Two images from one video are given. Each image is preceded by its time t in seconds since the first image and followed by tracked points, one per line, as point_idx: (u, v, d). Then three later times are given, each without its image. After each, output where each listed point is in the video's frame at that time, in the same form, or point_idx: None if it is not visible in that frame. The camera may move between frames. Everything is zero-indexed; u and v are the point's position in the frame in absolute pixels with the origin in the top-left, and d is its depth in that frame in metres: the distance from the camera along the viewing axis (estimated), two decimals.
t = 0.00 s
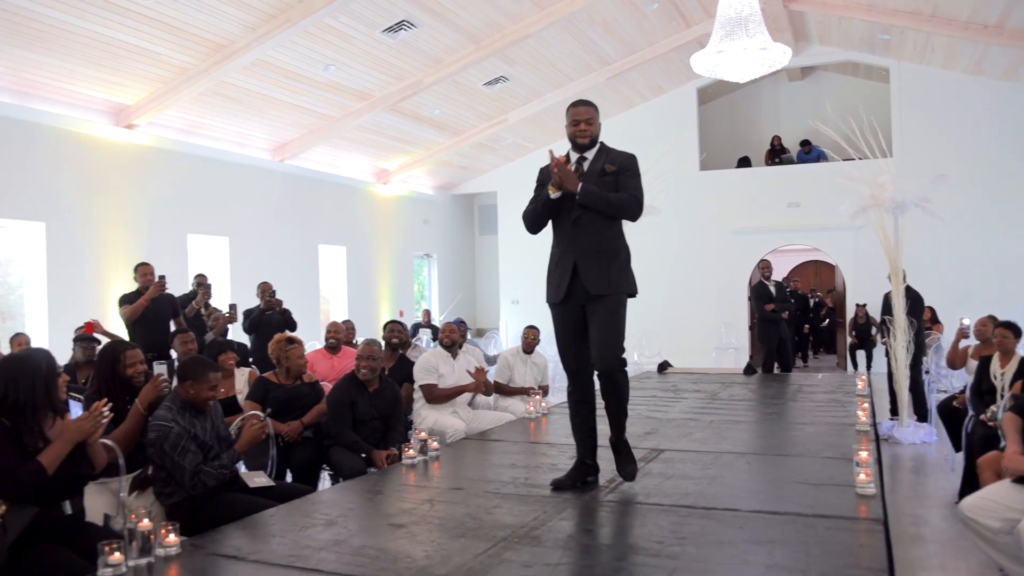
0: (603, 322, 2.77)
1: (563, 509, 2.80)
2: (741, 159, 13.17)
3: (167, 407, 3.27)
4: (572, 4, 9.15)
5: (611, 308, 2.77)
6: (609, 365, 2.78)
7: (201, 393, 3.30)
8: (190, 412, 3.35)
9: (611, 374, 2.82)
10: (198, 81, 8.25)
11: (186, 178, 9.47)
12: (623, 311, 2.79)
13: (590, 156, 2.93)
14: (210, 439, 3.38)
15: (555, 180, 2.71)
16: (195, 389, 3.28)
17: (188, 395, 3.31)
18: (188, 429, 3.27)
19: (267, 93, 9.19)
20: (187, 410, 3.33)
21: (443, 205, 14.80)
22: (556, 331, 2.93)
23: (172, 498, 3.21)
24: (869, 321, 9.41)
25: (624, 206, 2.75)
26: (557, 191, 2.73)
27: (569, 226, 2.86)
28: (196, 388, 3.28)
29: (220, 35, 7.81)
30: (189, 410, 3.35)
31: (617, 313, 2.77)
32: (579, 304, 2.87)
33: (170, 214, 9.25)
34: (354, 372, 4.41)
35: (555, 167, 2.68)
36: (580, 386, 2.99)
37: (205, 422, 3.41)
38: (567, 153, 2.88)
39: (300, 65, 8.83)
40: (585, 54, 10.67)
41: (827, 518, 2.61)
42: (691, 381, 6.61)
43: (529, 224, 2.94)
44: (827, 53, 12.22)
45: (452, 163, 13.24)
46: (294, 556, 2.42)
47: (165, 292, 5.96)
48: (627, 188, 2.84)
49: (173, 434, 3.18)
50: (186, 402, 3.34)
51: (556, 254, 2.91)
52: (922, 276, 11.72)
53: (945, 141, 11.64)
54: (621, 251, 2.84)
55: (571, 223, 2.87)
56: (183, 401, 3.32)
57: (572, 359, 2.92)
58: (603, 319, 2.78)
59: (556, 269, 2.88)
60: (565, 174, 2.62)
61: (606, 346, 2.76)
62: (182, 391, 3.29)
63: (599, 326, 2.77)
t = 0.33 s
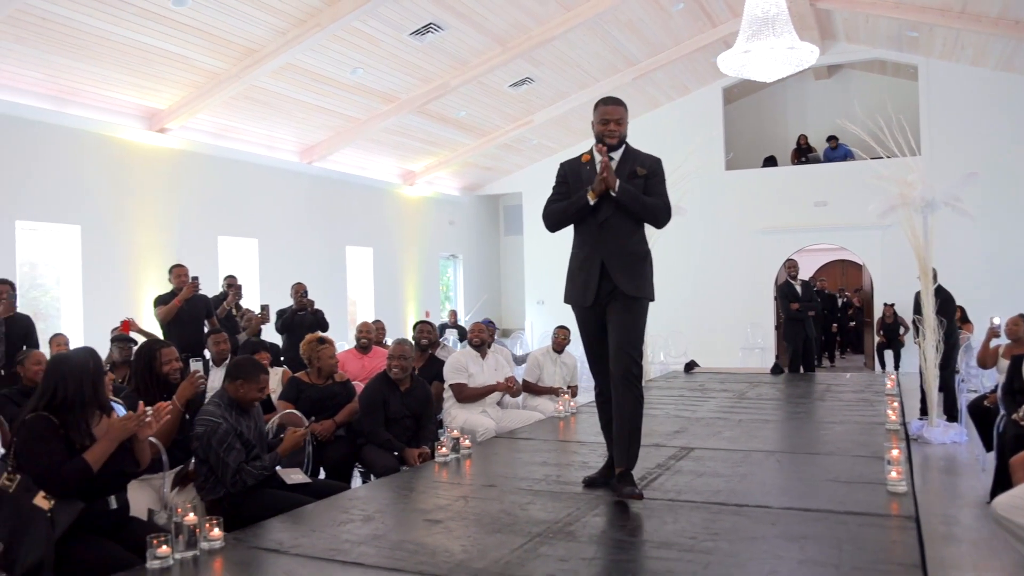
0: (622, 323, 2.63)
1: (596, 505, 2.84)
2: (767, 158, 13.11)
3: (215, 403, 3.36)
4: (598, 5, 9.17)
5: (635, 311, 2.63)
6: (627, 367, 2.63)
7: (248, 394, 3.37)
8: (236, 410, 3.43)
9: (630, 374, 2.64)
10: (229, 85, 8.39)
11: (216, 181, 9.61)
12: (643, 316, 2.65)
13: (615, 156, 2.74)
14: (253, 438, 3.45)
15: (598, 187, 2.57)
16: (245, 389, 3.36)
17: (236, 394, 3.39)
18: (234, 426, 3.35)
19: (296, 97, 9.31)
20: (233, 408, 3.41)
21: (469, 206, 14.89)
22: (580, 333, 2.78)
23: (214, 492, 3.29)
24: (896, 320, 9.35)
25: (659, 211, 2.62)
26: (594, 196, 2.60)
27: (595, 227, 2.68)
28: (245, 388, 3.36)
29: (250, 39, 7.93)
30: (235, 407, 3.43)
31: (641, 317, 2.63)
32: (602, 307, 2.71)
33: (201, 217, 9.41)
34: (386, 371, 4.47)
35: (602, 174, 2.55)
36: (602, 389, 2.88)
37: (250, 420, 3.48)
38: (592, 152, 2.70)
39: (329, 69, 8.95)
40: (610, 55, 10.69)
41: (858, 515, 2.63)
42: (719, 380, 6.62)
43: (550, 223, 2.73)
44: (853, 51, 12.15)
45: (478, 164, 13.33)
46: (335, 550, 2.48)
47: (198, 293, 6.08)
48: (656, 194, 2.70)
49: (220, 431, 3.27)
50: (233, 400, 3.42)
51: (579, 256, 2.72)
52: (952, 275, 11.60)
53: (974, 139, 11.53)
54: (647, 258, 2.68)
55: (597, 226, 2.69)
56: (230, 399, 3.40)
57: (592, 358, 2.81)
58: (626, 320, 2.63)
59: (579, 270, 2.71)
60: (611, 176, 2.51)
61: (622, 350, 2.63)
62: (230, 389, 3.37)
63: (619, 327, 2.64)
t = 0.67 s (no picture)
0: (631, 326, 2.60)
1: (615, 500, 2.88)
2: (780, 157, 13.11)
3: (246, 397, 3.42)
4: (610, 6, 9.21)
5: (645, 318, 2.60)
6: (633, 371, 2.59)
7: (279, 391, 3.44)
8: (265, 407, 3.48)
9: (636, 379, 2.59)
10: (245, 87, 8.49)
11: (233, 182, 9.72)
12: (653, 321, 2.61)
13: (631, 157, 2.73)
14: (281, 434, 3.51)
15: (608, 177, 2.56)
16: (277, 386, 3.42)
17: (267, 391, 3.44)
18: (264, 423, 3.39)
19: (312, 98, 9.40)
20: (263, 405, 3.46)
21: (482, 206, 14.96)
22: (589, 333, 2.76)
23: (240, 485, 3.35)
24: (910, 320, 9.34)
25: (675, 216, 2.61)
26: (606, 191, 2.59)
27: (608, 230, 2.68)
28: (278, 385, 3.42)
29: (267, 42, 8.02)
30: (265, 404, 3.48)
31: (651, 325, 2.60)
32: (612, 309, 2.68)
33: (217, 217, 9.51)
34: (405, 369, 4.53)
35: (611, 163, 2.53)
36: (611, 389, 2.85)
37: (278, 417, 3.53)
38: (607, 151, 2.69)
39: (345, 71, 9.03)
40: (623, 55, 10.73)
41: (874, 509, 2.67)
42: (733, 378, 6.65)
43: (561, 222, 2.73)
44: (867, 49, 12.14)
45: (491, 165, 13.40)
46: (361, 542, 2.54)
47: (217, 293, 6.15)
48: (671, 198, 2.69)
49: (252, 425, 3.31)
50: (263, 396, 3.46)
51: (591, 257, 2.71)
52: (966, 273, 11.57)
53: (989, 138, 11.50)
54: (660, 263, 2.67)
55: (610, 228, 2.69)
56: (260, 395, 3.45)
57: (600, 357, 2.78)
58: (634, 326, 2.59)
59: (591, 272, 2.68)
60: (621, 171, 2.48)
61: (628, 360, 2.58)
62: (262, 386, 3.43)
63: (625, 330, 2.60)
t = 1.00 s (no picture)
0: (642, 325, 2.61)
1: (628, 494, 2.94)
2: (787, 158, 13.15)
3: (270, 392, 3.54)
4: (619, 7, 9.26)
5: (657, 315, 2.61)
6: (645, 382, 2.61)
7: (302, 388, 3.54)
8: (288, 404, 3.59)
9: (648, 386, 2.62)
10: (257, 88, 8.57)
11: (243, 182, 9.81)
12: (665, 319, 2.63)
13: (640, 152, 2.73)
14: (304, 430, 3.59)
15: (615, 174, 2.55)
16: (300, 382, 3.52)
17: (291, 387, 3.55)
18: (286, 418, 3.49)
19: (322, 99, 9.48)
20: (285, 401, 3.57)
21: (489, 207, 15.04)
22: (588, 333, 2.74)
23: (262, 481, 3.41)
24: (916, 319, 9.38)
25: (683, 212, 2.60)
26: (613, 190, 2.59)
27: (617, 226, 2.69)
28: (300, 381, 3.52)
29: (279, 44, 8.10)
30: (288, 400, 3.59)
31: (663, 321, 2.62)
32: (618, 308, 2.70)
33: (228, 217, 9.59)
34: (419, 367, 4.60)
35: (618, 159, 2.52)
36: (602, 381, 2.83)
37: (300, 414, 3.62)
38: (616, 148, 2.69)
39: (355, 72, 9.11)
40: (631, 56, 10.79)
41: (883, 504, 2.73)
42: (741, 377, 6.72)
43: (569, 219, 2.75)
44: (874, 50, 12.18)
45: (499, 165, 13.47)
46: (383, 534, 2.61)
47: (231, 293, 6.23)
48: (680, 192, 2.69)
49: (275, 419, 3.42)
50: (287, 393, 3.57)
51: (601, 254, 2.72)
52: (972, 273, 11.60)
53: (996, 137, 11.53)
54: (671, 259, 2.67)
55: (618, 223, 2.70)
56: (284, 391, 3.56)
57: (598, 358, 2.77)
58: (646, 324, 2.61)
59: (600, 270, 2.70)
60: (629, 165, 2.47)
61: (643, 356, 2.60)
62: (286, 382, 3.53)
63: (637, 330, 2.61)
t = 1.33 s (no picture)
0: (654, 325, 2.63)
1: (643, 491, 3.01)
2: (793, 161, 13.21)
3: (292, 391, 3.64)
4: (626, 12, 9.32)
5: (667, 312, 2.62)
6: (659, 388, 2.64)
7: (321, 386, 3.63)
8: (308, 401, 3.68)
9: (660, 391, 2.65)
10: (268, 91, 8.65)
11: (253, 185, 9.89)
12: (675, 316, 2.64)
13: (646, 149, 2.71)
14: (323, 428, 3.67)
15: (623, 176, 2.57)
16: (320, 380, 3.61)
17: (311, 386, 3.64)
18: (307, 415, 3.57)
19: (332, 103, 9.56)
20: (305, 399, 3.65)
21: (496, 210, 15.11)
22: (590, 329, 2.69)
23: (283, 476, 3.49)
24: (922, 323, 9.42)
25: (690, 203, 2.57)
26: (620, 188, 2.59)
27: (625, 222, 2.68)
28: (320, 380, 3.61)
29: (290, 48, 8.18)
30: (308, 398, 3.67)
31: (673, 317, 2.63)
32: (624, 301, 2.68)
33: (238, 220, 9.67)
34: (433, 367, 4.66)
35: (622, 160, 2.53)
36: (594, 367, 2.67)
37: (320, 412, 3.71)
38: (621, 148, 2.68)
39: (365, 76, 9.19)
40: (638, 60, 10.85)
41: (894, 500, 2.79)
42: (748, 379, 6.78)
43: (580, 220, 2.76)
44: (879, 54, 12.24)
45: (505, 168, 13.55)
46: (405, 528, 2.68)
47: (244, 293, 6.32)
48: (688, 183, 2.65)
49: (296, 416, 3.50)
50: (307, 391, 3.66)
51: (608, 249, 2.72)
52: (977, 277, 11.65)
53: (1001, 142, 11.58)
54: (680, 253, 2.66)
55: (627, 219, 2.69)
56: (305, 389, 3.65)
57: (595, 345, 2.66)
58: (658, 321, 2.63)
59: (607, 265, 2.70)
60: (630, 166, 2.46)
61: (654, 358, 2.62)
62: (308, 380, 3.62)
63: (651, 330, 2.63)
